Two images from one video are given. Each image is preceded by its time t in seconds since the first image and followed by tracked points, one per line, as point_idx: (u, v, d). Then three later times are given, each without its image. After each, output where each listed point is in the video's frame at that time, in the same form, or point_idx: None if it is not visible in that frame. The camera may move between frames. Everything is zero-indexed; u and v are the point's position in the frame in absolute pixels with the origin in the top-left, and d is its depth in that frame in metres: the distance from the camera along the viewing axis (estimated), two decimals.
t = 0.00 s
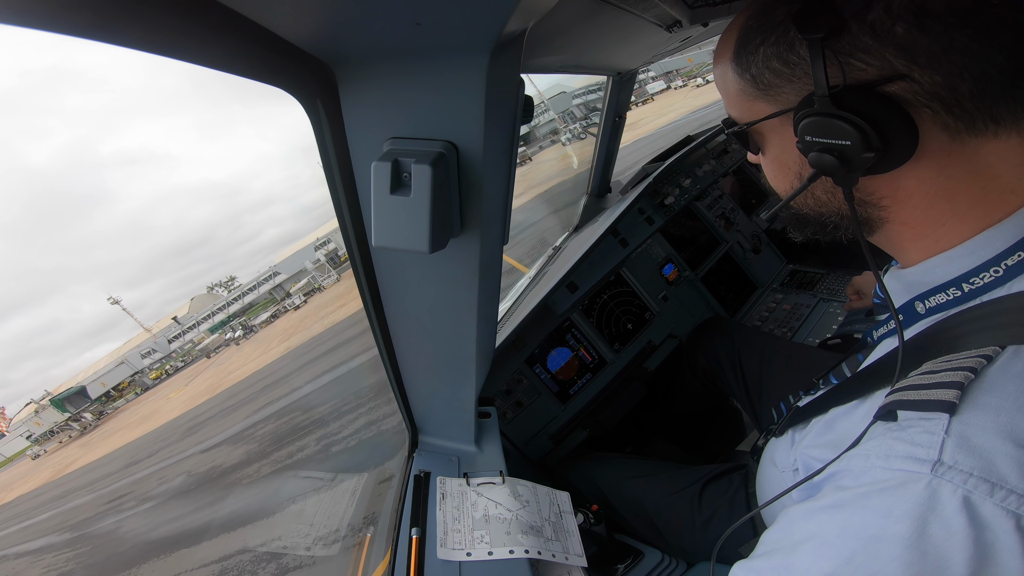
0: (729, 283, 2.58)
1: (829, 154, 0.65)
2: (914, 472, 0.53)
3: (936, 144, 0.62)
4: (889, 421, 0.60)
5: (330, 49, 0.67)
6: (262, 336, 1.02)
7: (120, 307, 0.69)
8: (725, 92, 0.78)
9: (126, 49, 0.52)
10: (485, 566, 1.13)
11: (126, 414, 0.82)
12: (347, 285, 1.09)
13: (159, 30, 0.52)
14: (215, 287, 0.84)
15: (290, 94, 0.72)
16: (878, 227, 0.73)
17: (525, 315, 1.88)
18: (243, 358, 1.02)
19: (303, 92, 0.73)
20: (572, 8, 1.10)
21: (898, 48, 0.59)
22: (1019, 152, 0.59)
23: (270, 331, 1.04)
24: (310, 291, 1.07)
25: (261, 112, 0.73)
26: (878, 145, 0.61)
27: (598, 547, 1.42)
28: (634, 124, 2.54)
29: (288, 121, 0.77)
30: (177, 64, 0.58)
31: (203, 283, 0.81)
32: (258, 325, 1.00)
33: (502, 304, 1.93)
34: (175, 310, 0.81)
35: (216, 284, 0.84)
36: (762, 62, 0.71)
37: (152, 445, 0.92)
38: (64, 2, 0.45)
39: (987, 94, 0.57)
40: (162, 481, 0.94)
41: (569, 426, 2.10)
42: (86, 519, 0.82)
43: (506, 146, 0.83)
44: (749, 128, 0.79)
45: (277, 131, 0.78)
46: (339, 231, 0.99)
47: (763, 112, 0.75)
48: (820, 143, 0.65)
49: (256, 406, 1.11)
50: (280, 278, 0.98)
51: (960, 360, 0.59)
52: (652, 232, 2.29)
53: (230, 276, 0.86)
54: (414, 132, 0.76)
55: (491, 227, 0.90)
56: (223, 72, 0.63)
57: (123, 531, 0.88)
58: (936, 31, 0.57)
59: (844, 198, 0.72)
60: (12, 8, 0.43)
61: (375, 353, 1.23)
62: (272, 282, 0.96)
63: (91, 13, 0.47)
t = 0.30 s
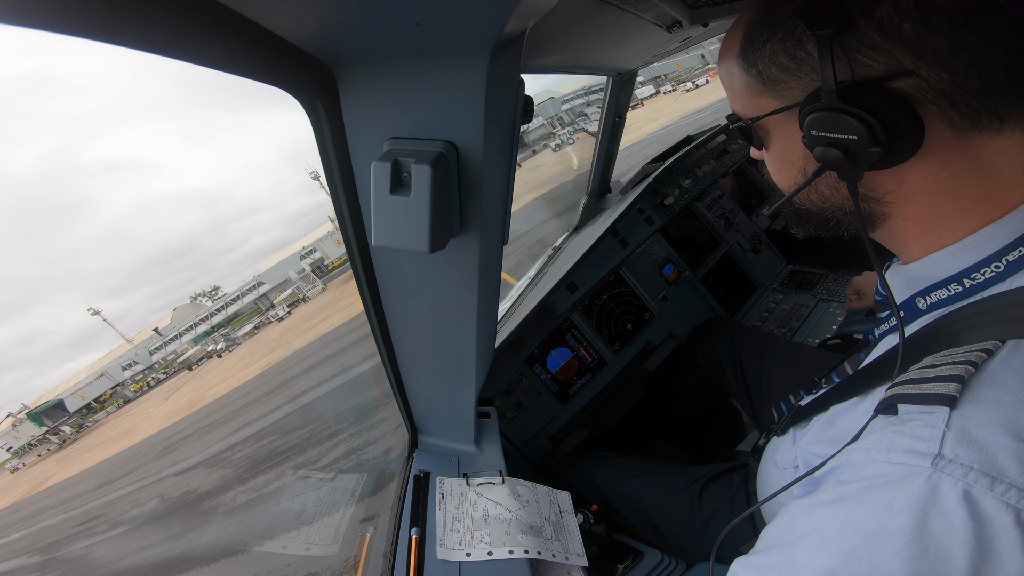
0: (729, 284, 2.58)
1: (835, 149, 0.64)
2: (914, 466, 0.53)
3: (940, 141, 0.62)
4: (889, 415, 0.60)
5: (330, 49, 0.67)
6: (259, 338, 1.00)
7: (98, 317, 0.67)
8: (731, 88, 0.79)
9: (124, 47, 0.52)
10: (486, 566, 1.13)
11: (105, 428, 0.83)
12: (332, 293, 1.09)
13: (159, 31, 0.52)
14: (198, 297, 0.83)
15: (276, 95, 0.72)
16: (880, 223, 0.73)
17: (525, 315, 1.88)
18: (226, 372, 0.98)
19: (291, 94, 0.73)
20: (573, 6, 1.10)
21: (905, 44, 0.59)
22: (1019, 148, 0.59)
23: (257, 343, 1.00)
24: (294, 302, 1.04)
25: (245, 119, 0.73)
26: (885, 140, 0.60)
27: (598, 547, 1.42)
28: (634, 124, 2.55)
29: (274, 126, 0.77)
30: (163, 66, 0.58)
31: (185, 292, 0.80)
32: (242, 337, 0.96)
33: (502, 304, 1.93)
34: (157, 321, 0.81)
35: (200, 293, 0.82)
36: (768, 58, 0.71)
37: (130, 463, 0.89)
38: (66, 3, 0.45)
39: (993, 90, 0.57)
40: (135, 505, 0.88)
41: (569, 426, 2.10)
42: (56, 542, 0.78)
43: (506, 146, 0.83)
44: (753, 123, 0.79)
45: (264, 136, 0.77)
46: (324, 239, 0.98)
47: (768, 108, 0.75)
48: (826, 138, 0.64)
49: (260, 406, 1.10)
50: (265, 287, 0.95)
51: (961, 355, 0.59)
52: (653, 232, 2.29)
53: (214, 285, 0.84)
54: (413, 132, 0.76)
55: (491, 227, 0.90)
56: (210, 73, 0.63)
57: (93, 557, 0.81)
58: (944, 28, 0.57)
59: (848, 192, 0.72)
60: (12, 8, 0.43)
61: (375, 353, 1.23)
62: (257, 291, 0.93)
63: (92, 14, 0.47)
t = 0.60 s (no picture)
0: (729, 284, 2.58)
1: (844, 146, 0.64)
2: (916, 466, 0.53)
3: (948, 140, 0.62)
4: (891, 414, 0.60)
5: (330, 49, 0.67)
6: (247, 347, 0.93)
7: (81, 328, 0.64)
8: (737, 84, 0.79)
9: (126, 48, 0.52)
10: (486, 566, 1.13)
11: (85, 442, 0.72)
12: (317, 304, 1.05)
13: (159, 31, 0.52)
14: (182, 306, 0.77)
15: (265, 97, 0.71)
16: (884, 221, 0.73)
17: (525, 315, 1.88)
18: (211, 386, 0.90)
19: (283, 95, 0.72)
20: (573, 7, 1.11)
21: (919, 43, 0.59)
22: (1021, 147, 0.59)
23: (242, 357, 0.94)
24: (279, 313, 0.98)
25: (230, 125, 0.70)
26: (895, 137, 0.60)
27: (598, 547, 1.41)
28: (633, 124, 2.55)
29: (262, 133, 0.74)
30: (148, 63, 0.56)
31: (170, 300, 0.74)
32: (225, 349, 0.89)
33: (502, 304, 1.93)
34: (140, 330, 0.74)
35: (184, 302, 0.76)
36: (777, 54, 0.71)
37: (103, 482, 0.77)
38: (66, 4, 0.45)
39: (1003, 91, 0.57)
40: (108, 527, 0.77)
41: (569, 427, 2.10)
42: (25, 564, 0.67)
43: (506, 147, 0.83)
44: (757, 120, 0.79)
45: (250, 145, 0.74)
46: (311, 248, 0.96)
47: (773, 104, 0.75)
48: (835, 135, 0.64)
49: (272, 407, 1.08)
50: (249, 297, 0.89)
51: (962, 354, 0.59)
52: (652, 232, 2.29)
53: (199, 294, 0.79)
54: (412, 131, 0.76)
55: (491, 227, 0.90)
56: (198, 72, 0.61)
57: None
58: (959, 27, 0.57)
59: (853, 190, 0.72)
60: (11, 8, 0.43)
61: (375, 353, 1.23)
62: (241, 301, 0.88)
63: (90, 15, 0.47)
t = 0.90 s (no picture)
0: (729, 284, 2.58)
1: (848, 148, 0.64)
2: (917, 468, 0.53)
3: (952, 141, 0.62)
4: (892, 417, 0.60)
5: (330, 50, 0.67)
6: (231, 358, 0.91)
7: (61, 337, 0.62)
8: (737, 85, 0.79)
9: (125, 48, 0.52)
10: (486, 566, 1.13)
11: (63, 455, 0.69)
12: (304, 313, 1.05)
13: (158, 32, 0.52)
14: (166, 315, 0.76)
15: (254, 102, 0.70)
16: (885, 223, 0.73)
17: (526, 315, 1.88)
18: (192, 400, 0.88)
19: (273, 99, 0.71)
20: (574, 7, 1.10)
21: (922, 43, 0.59)
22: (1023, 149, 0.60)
23: (224, 370, 0.91)
24: (264, 322, 0.97)
25: (217, 132, 0.70)
26: (899, 139, 0.60)
27: (598, 547, 1.41)
28: (633, 124, 2.55)
29: (251, 139, 0.74)
30: (133, 65, 0.56)
31: (154, 310, 0.74)
32: (208, 361, 0.86)
33: (501, 305, 1.93)
34: (124, 338, 0.73)
35: (168, 311, 0.75)
36: (778, 55, 0.71)
37: (81, 498, 0.73)
38: (64, 4, 0.44)
39: (1006, 92, 0.57)
40: (80, 550, 0.71)
41: (569, 427, 2.10)
42: None
43: (506, 147, 0.83)
44: (757, 122, 0.79)
45: (238, 152, 0.74)
46: (296, 256, 0.95)
47: (773, 106, 0.75)
48: (839, 137, 0.64)
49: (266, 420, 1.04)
50: (235, 306, 0.88)
51: (962, 356, 0.59)
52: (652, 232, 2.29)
53: (184, 302, 0.77)
54: (413, 132, 0.76)
55: (491, 227, 0.90)
56: (185, 75, 0.60)
57: None
58: (962, 28, 0.57)
59: (855, 192, 0.72)
60: (11, 8, 0.43)
61: (375, 353, 1.23)
62: (227, 310, 0.86)
63: (88, 15, 0.47)
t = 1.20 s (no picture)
0: (729, 284, 2.58)
1: (844, 152, 0.64)
2: (916, 473, 0.53)
3: (949, 144, 0.62)
4: (890, 420, 0.60)
5: (330, 50, 0.67)
6: (214, 369, 0.87)
7: (43, 347, 0.60)
8: (732, 88, 0.79)
9: (124, 48, 0.51)
10: (486, 566, 1.13)
11: (44, 466, 0.68)
12: (291, 322, 1.02)
13: (158, 33, 0.52)
14: (151, 323, 0.73)
15: (242, 105, 0.69)
16: (883, 227, 0.73)
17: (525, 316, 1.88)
18: (174, 412, 0.84)
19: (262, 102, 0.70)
20: (573, 8, 1.10)
21: (917, 46, 0.59)
22: (1020, 152, 0.60)
23: (207, 381, 0.87)
24: (249, 332, 0.92)
25: (204, 137, 0.67)
26: (896, 142, 0.60)
27: (599, 547, 1.42)
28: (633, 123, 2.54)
29: (239, 144, 0.72)
30: (120, 66, 0.54)
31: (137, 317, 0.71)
32: (192, 371, 0.83)
33: (501, 305, 1.93)
34: (106, 349, 0.71)
35: (152, 319, 0.73)
36: (773, 59, 0.71)
37: (54, 517, 0.71)
38: (64, 4, 0.44)
39: (1001, 94, 0.57)
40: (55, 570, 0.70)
41: (569, 427, 2.10)
42: None
43: (506, 148, 0.83)
44: (753, 126, 0.79)
45: (225, 157, 0.71)
46: (284, 263, 0.92)
47: (768, 110, 0.75)
48: (834, 141, 0.64)
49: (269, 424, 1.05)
50: (220, 314, 0.84)
51: (962, 359, 0.59)
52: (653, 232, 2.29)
53: (169, 310, 0.75)
54: (414, 133, 0.76)
55: (491, 227, 0.90)
56: (173, 76, 0.59)
57: None
58: (957, 30, 0.57)
59: (853, 196, 0.72)
60: (10, 8, 0.42)
61: (375, 354, 1.23)
62: (212, 319, 0.83)
63: (88, 16, 0.47)
